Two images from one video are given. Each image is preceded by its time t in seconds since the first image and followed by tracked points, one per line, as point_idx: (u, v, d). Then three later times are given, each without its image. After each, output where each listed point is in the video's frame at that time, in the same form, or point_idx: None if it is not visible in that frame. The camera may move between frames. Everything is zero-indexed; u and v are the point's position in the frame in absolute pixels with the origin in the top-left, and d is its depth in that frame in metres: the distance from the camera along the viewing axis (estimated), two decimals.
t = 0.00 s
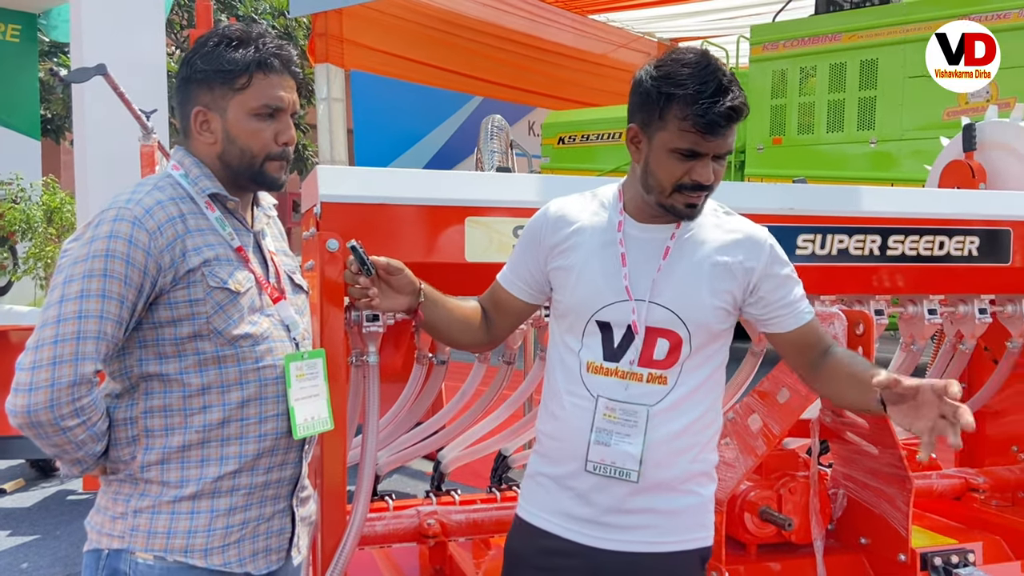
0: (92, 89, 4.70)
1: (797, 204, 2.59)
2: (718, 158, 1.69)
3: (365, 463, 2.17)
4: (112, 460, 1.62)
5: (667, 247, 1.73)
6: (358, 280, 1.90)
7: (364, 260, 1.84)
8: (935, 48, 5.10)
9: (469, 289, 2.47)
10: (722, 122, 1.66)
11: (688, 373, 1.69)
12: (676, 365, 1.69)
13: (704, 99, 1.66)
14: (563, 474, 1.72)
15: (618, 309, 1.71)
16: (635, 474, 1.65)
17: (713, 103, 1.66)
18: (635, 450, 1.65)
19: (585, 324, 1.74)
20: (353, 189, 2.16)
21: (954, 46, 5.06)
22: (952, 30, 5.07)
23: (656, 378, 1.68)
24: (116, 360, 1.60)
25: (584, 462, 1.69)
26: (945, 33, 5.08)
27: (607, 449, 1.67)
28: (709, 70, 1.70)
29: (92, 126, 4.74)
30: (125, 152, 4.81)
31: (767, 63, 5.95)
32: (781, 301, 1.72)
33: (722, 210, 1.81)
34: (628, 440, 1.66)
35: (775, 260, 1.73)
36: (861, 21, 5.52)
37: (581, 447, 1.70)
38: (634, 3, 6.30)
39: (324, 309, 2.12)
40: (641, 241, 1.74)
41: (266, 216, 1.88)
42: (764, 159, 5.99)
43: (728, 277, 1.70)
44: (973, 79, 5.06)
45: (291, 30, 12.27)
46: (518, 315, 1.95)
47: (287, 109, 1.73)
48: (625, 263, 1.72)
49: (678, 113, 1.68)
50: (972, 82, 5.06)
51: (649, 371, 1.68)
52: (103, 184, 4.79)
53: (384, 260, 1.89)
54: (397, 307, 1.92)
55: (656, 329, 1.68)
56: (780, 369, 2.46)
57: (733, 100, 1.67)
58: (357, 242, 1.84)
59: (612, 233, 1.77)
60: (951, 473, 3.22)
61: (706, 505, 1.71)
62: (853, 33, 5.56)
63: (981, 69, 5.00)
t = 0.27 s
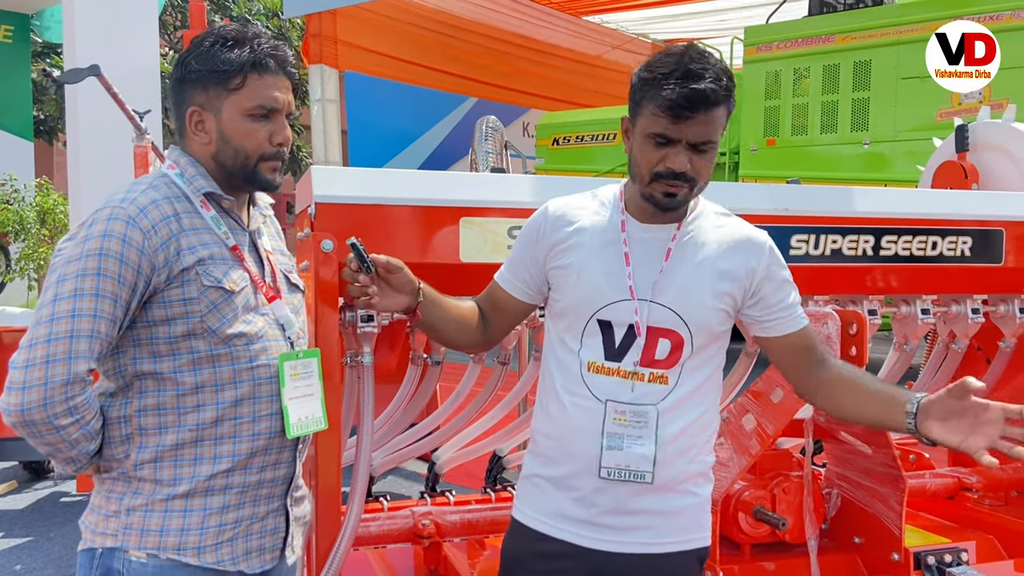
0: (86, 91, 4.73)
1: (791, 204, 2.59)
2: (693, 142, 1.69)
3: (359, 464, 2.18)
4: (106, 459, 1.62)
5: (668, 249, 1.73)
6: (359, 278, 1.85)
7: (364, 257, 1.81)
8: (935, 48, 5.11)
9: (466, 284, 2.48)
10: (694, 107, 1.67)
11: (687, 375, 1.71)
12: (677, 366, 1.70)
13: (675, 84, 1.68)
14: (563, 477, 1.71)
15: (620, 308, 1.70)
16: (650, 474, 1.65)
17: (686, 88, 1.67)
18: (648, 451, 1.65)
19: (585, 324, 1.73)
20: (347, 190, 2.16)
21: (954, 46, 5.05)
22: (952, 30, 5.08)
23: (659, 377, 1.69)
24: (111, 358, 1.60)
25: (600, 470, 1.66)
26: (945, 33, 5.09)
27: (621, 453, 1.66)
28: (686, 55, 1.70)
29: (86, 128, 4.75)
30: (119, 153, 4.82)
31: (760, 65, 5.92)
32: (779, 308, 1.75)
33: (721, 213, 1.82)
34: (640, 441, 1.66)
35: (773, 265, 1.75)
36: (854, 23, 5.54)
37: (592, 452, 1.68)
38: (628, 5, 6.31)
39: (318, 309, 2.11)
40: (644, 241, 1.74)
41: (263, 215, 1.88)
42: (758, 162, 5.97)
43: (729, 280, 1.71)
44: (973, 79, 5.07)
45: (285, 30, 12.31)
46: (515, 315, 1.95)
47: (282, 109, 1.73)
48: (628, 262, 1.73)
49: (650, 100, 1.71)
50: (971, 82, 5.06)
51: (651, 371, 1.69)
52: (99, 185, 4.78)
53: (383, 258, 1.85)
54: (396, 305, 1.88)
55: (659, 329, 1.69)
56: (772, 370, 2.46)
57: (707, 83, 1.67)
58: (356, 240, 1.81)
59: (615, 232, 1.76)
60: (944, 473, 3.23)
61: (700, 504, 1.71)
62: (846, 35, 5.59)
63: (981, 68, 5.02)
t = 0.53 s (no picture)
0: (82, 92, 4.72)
1: (786, 205, 2.60)
2: (619, 123, 1.75)
3: (354, 466, 2.18)
4: (103, 453, 1.62)
5: (665, 253, 1.74)
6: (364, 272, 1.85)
7: (369, 250, 1.82)
8: (935, 48, 5.17)
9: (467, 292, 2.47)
10: (610, 90, 1.77)
11: (677, 380, 1.71)
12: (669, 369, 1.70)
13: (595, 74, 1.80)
14: (555, 474, 1.74)
15: (611, 309, 1.72)
16: (645, 470, 1.66)
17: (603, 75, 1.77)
18: (641, 448, 1.67)
19: (578, 323, 1.76)
20: (342, 192, 2.17)
21: (954, 46, 5.12)
22: (952, 30, 5.13)
23: (647, 379, 1.69)
24: (108, 354, 1.61)
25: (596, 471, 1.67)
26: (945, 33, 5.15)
27: (615, 453, 1.67)
28: (613, 48, 1.81)
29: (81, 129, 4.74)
30: (115, 154, 4.81)
31: (756, 66, 5.94)
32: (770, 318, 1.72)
33: (728, 217, 1.79)
34: (633, 439, 1.67)
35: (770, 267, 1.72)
36: (849, 24, 5.56)
37: (586, 452, 1.69)
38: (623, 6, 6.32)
39: (314, 306, 2.11)
40: (639, 243, 1.75)
41: (264, 214, 1.88)
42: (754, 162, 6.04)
43: (722, 289, 1.71)
44: (973, 79, 5.13)
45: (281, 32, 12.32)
46: (520, 315, 1.98)
47: (279, 110, 1.73)
48: (624, 260, 1.75)
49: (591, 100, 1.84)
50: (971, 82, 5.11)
51: (640, 372, 1.70)
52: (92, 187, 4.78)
53: (389, 254, 1.86)
54: (399, 300, 1.89)
55: (647, 332, 1.70)
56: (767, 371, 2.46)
57: (619, 64, 1.76)
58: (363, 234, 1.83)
59: (613, 232, 1.79)
60: (938, 472, 3.24)
61: (695, 503, 1.72)
62: (840, 36, 5.58)
63: (981, 69, 5.08)
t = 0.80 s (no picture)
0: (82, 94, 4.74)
1: (781, 207, 2.61)
2: (632, 115, 1.71)
3: (352, 469, 2.19)
4: (103, 451, 1.63)
5: (645, 248, 1.73)
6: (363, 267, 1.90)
7: (369, 244, 1.87)
8: (935, 48, 5.24)
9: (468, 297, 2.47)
10: (623, 82, 1.72)
11: (666, 379, 1.66)
12: (654, 368, 1.67)
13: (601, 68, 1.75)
14: (545, 472, 1.75)
15: (598, 310, 1.74)
16: (626, 472, 1.64)
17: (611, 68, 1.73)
18: (624, 448, 1.65)
19: (568, 324, 1.79)
20: (337, 197, 2.17)
21: (953, 46, 5.19)
22: (952, 30, 5.20)
23: (632, 379, 1.68)
24: (112, 354, 1.62)
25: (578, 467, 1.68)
26: (944, 33, 5.22)
27: (596, 450, 1.67)
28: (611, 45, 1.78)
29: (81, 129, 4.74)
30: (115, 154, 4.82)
31: (754, 68, 5.95)
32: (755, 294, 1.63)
33: (714, 212, 1.78)
34: (616, 439, 1.66)
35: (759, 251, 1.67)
36: (847, 26, 5.58)
37: (570, 451, 1.71)
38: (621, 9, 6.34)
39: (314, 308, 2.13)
40: (625, 241, 1.76)
41: (271, 219, 1.87)
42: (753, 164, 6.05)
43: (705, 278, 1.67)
44: (973, 79, 5.14)
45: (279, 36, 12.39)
46: (519, 319, 1.98)
47: (278, 113, 1.72)
48: (611, 264, 1.75)
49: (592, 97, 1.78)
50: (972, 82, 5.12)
51: (625, 372, 1.69)
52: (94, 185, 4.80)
53: (388, 250, 1.90)
54: (398, 296, 1.92)
55: (632, 330, 1.69)
56: (764, 373, 2.47)
57: (627, 57, 1.73)
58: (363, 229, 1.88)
59: (600, 234, 1.80)
60: (936, 474, 3.24)
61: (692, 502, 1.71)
62: (838, 38, 5.61)
63: (981, 68, 5.09)
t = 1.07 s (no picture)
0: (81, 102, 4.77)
1: (779, 210, 2.61)
2: (604, 118, 1.73)
3: (351, 474, 2.19)
4: (100, 461, 1.63)
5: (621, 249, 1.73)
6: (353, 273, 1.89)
7: (359, 251, 1.86)
8: (935, 48, 5.17)
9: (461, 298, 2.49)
10: (596, 89, 1.75)
11: (643, 378, 1.66)
12: (627, 368, 1.66)
13: (576, 74, 1.78)
14: (525, 473, 1.78)
15: (578, 311, 1.75)
16: (602, 471, 1.64)
17: (585, 74, 1.76)
18: (601, 447, 1.65)
19: (550, 326, 1.80)
20: (335, 203, 2.17)
21: (954, 46, 5.11)
22: (952, 30, 5.15)
23: (608, 379, 1.68)
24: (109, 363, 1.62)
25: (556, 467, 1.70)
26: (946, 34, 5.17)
27: (574, 449, 1.68)
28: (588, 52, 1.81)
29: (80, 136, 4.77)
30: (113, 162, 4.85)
31: (754, 71, 5.94)
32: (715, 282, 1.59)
33: (695, 211, 1.74)
34: (593, 439, 1.67)
35: (724, 242, 1.64)
36: (846, 29, 5.59)
37: (550, 450, 1.73)
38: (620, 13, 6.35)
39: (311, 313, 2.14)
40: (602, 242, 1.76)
41: (260, 220, 1.88)
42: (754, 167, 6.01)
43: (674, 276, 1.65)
44: (973, 79, 5.12)
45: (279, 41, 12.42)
46: (514, 326, 2.00)
47: (263, 104, 1.73)
48: (591, 266, 1.76)
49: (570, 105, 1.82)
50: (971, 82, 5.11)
51: (601, 374, 1.69)
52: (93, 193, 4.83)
53: (379, 256, 1.89)
54: (390, 301, 1.91)
55: (608, 331, 1.69)
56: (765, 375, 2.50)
57: (601, 62, 1.77)
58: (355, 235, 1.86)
59: (582, 238, 1.81)
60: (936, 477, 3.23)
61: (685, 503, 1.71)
62: (837, 41, 5.61)
63: (981, 68, 5.07)
